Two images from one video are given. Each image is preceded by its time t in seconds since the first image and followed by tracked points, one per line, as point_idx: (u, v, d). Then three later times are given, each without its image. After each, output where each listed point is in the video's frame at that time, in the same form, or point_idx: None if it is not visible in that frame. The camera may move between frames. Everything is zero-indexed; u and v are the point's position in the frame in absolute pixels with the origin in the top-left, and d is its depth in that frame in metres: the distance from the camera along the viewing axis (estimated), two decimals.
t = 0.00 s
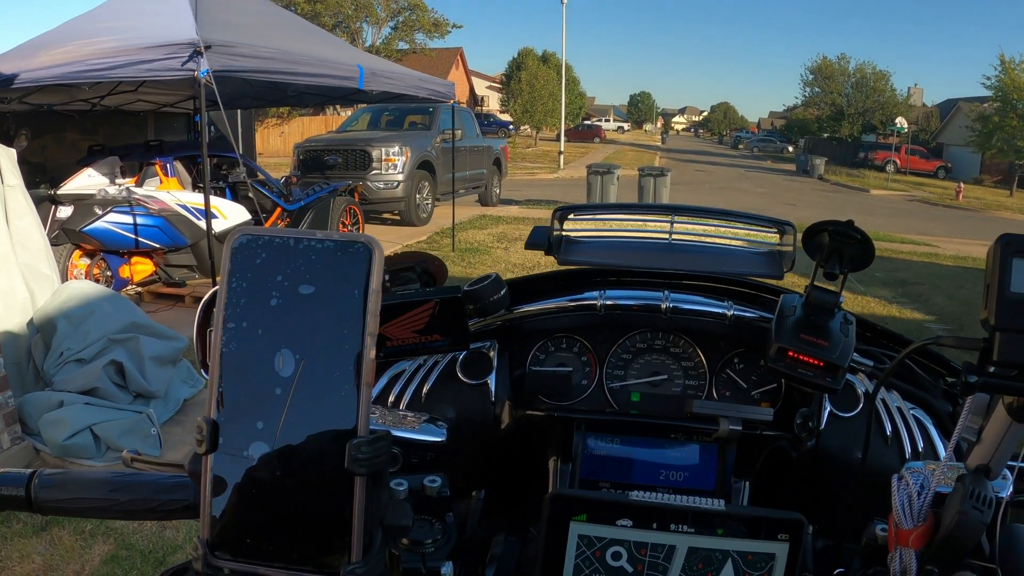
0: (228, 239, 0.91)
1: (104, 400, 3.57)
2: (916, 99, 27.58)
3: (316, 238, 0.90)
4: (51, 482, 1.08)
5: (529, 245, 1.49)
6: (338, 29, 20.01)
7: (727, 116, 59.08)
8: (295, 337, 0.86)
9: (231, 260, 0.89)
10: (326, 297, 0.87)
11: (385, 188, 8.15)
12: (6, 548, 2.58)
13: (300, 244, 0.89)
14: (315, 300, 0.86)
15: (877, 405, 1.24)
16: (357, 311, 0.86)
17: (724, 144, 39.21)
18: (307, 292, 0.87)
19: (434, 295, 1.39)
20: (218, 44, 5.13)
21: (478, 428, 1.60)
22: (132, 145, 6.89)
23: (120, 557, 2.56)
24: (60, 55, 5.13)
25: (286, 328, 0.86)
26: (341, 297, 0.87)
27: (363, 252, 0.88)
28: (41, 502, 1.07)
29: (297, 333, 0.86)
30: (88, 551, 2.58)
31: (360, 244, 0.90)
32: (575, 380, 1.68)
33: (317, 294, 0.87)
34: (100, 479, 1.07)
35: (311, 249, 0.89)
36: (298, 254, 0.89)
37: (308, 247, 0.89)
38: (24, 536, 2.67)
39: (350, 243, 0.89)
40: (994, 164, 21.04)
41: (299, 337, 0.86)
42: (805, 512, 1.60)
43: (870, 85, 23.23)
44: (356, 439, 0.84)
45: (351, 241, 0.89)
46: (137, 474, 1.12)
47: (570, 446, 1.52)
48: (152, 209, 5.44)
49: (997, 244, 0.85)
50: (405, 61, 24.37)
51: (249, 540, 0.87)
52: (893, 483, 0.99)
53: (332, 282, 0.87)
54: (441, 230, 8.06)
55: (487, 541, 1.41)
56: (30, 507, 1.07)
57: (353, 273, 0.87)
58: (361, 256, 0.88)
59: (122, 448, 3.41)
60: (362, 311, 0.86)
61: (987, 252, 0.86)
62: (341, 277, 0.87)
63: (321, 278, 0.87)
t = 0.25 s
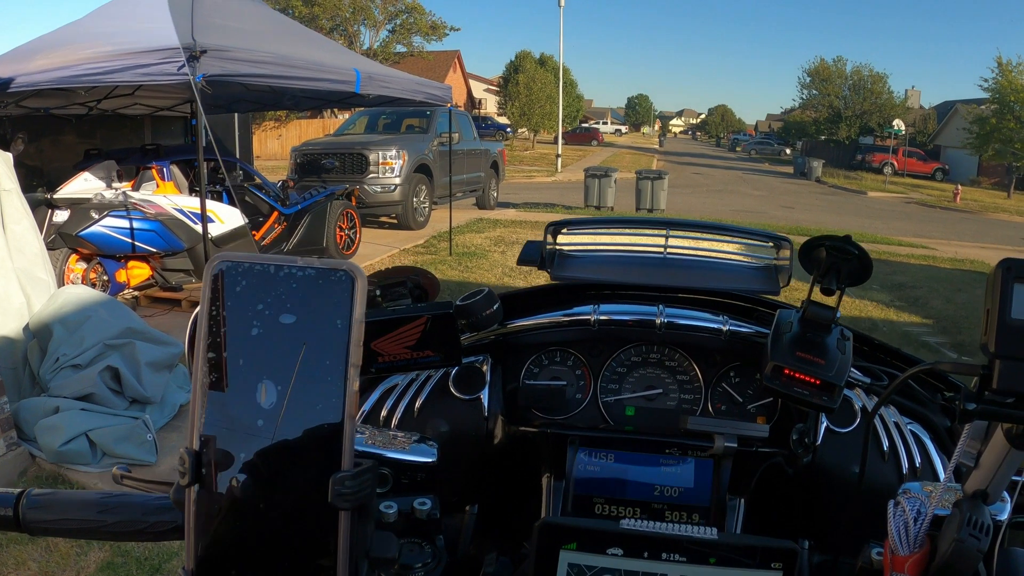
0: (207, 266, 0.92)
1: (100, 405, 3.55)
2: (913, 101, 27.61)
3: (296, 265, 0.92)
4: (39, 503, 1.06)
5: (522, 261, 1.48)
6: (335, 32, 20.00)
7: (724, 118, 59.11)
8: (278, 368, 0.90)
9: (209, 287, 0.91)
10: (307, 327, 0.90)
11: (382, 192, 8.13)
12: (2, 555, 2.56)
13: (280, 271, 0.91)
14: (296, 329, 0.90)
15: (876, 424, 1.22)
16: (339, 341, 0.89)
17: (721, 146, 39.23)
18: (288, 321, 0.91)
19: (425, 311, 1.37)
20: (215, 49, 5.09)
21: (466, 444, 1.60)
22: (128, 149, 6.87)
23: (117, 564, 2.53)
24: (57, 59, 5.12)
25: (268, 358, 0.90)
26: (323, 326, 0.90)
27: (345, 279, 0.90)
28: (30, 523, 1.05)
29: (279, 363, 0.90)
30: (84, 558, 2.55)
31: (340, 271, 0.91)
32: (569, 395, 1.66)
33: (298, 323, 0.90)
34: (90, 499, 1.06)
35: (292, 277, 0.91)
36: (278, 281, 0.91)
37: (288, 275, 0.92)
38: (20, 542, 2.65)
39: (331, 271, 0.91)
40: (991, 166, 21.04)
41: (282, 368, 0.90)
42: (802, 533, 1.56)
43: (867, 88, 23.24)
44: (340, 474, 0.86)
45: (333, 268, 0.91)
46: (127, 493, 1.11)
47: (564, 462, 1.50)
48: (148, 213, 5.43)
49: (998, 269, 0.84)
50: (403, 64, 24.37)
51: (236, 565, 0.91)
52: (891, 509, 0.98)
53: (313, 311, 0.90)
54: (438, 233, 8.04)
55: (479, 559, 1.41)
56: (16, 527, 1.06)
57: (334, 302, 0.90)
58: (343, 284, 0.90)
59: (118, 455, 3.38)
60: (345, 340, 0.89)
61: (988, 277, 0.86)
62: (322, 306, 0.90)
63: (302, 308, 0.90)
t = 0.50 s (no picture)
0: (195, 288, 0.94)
1: (96, 411, 3.54)
2: (910, 104, 27.67)
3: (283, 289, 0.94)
4: (30, 519, 1.10)
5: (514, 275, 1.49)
6: (332, 36, 20.00)
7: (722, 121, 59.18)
8: (265, 394, 0.92)
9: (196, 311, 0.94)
10: (293, 352, 0.92)
11: (379, 196, 8.13)
12: None
13: (267, 295, 0.94)
14: (282, 354, 0.92)
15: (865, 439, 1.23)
16: (326, 366, 0.91)
17: (718, 149, 39.26)
18: (276, 345, 0.93)
19: (416, 324, 1.38)
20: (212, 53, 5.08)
21: (458, 457, 1.59)
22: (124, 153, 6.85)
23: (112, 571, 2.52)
24: (54, 64, 5.11)
25: (254, 382, 0.92)
26: (309, 351, 0.92)
27: (333, 303, 0.92)
28: (21, 538, 1.09)
29: (267, 389, 0.92)
30: (78, 566, 2.54)
31: (327, 296, 0.93)
32: (561, 407, 1.66)
33: (285, 347, 0.93)
34: (80, 515, 1.10)
35: (278, 302, 0.93)
36: (265, 305, 0.93)
37: (275, 298, 0.94)
38: (15, 550, 2.64)
39: (318, 295, 0.92)
40: (988, 169, 21.06)
41: (268, 392, 0.92)
42: (797, 546, 1.57)
43: (864, 91, 23.27)
44: (328, 497, 0.88)
45: (320, 292, 0.93)
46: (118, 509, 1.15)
47: (556, 475, 1.50)
48: (145, 218, 5.42)
49: (990, 291, 0.86)
50: (400, 67, 24.38)
51: None
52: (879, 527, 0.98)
53: (299, 336, 0.92)
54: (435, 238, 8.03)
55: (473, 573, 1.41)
56: (9, 543, 1.10)
57: (321, 328, 0.92)
58: (332, 308, 0.92)
59: (114, 460, 3.37)
60: (332, 366, 0.91)
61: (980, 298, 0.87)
62: (308, 331, 0.92)
63: (288, 333, 0.92)
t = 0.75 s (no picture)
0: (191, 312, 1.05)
1: (93, 417, 3.54)
2: (907, 107, 27.74)
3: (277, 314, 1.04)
4: (29, 533, 1.10)
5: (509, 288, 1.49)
6: (330, 40, 20.00)
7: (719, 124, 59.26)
8: (259, 414, 1.03)
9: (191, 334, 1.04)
10: (286, 373, 1.02)
11: (376, 201, 8.14)
12: None
13: (261, 320, 1.04)
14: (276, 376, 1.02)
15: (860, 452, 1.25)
16: (318, 386, 1.01)
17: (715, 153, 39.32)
18: (270, 367, 1.03)
19: (413, 338, 1.39)
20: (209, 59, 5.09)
21: (454, 468, 1.57)
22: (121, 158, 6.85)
23: None
24: (51, 69, 5.13)
25: (248, 403, 1.03)
26: (302, 372, 1.02)
27: (325, 325, 1.01)
28: (19, 553, 1.10)
29: (261, 410, 1.03)
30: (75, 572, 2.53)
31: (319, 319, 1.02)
32: (558, 418, 1.66)
33: (279, 369, 1.03)
34: (81, 530, 1.10)
35: (272, 325, 1.03)
36: (258, 328, 1.04)
37: (268, 322, 1.04)
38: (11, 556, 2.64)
39: (311, 319, 1.02)
40: (984, 172, 21.14)
41: (262, 412, 1.03)
42: (795, 557, 1.59)
43: (860, 94, 23.32)
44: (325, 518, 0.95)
45: (312, 316, 1.02)
46: (117, 524, 1.15)
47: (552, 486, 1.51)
48: (142, 223, 5.42)
49: (984, 311, 0.88)
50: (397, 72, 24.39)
51: None
52: (873, 544, 1.01)
53: (290, 358, 1.02)
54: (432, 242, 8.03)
55: None
56: (8, 557, 1.10)
57: (312, 351, 1.02)
58: (323, 330, 1.02)
59: (111, 466, 3.36)
60: (324, 387, 1.01)
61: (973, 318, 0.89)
62: (299, 354, 1.02)
63: (282, 356, 1.02)
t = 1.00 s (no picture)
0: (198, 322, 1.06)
1: (91, 421, 3.54)
2: (904, 110, 27.81)
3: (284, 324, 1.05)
4: (33, 540, 1.11)
5: (510, 296, 1.52)
6: (327, 44, 20.02)
7: (716, 128, 59.35)
8: (265, 424, 1.04)
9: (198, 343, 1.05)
10: (291, 384, 1.03)
11: (373, 205, 8.15)
12: None
13: (267, 330, 1.05)
14: (282, 387, 1.03)
15: (857, 458, 1.26)
16: (324, 397, 1.02)
17: (712, 157, 39.40)
18: (276, 378, 1.04)
19: (413, 345, 1.40)
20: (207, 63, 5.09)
21: (455, 473, 1.59)
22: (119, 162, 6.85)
23: None
24: (49, 73, 5.13)
25: (254, 413, 1.04)
26: (308, 383, 1.03)
27: (332, 337, 1.03)
28: (23, 559, 1.11)
29: (266, 420, 1.04)
30: None
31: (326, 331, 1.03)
32: (557, 423, 1.67)
33: (284, 380, 1.04)
34: (82, 537, 1.10)
35: (279, 336, 1.05)
36: (265, 339, 1.05)
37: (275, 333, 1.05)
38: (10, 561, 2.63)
39: (317, 330, 1.03)
40: (981, 175, 21.18)
41: (267, 423, 1.04)
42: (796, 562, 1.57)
43: (857, 98, 23.37)
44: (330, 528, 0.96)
45: (319, 328, 1.03)
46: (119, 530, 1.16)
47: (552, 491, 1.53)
48: (140, 227, 5.42)
49: (978, 320, 0.89)
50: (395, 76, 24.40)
51: None
52: (869, 550, 1.04)
53: (296, 369, 1.03)
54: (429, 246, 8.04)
55: None
56: (12, 562, 1.12)
57: (318, 362, 1.03)
58: (329, 342, 1.03)
59: (110, 471, 3.36)
60: (329, 398, 1.02)
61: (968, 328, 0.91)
62: (304, 365, 1.03)
63: (287, 366, 1.03)
